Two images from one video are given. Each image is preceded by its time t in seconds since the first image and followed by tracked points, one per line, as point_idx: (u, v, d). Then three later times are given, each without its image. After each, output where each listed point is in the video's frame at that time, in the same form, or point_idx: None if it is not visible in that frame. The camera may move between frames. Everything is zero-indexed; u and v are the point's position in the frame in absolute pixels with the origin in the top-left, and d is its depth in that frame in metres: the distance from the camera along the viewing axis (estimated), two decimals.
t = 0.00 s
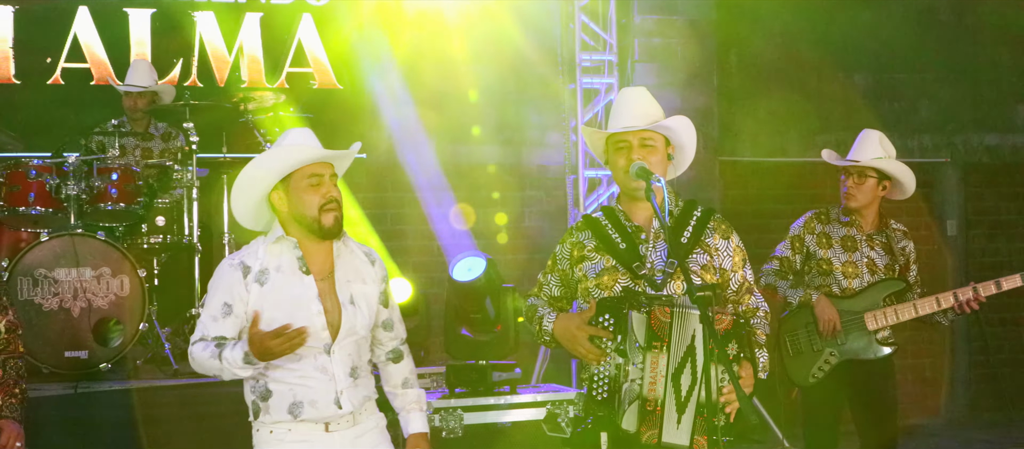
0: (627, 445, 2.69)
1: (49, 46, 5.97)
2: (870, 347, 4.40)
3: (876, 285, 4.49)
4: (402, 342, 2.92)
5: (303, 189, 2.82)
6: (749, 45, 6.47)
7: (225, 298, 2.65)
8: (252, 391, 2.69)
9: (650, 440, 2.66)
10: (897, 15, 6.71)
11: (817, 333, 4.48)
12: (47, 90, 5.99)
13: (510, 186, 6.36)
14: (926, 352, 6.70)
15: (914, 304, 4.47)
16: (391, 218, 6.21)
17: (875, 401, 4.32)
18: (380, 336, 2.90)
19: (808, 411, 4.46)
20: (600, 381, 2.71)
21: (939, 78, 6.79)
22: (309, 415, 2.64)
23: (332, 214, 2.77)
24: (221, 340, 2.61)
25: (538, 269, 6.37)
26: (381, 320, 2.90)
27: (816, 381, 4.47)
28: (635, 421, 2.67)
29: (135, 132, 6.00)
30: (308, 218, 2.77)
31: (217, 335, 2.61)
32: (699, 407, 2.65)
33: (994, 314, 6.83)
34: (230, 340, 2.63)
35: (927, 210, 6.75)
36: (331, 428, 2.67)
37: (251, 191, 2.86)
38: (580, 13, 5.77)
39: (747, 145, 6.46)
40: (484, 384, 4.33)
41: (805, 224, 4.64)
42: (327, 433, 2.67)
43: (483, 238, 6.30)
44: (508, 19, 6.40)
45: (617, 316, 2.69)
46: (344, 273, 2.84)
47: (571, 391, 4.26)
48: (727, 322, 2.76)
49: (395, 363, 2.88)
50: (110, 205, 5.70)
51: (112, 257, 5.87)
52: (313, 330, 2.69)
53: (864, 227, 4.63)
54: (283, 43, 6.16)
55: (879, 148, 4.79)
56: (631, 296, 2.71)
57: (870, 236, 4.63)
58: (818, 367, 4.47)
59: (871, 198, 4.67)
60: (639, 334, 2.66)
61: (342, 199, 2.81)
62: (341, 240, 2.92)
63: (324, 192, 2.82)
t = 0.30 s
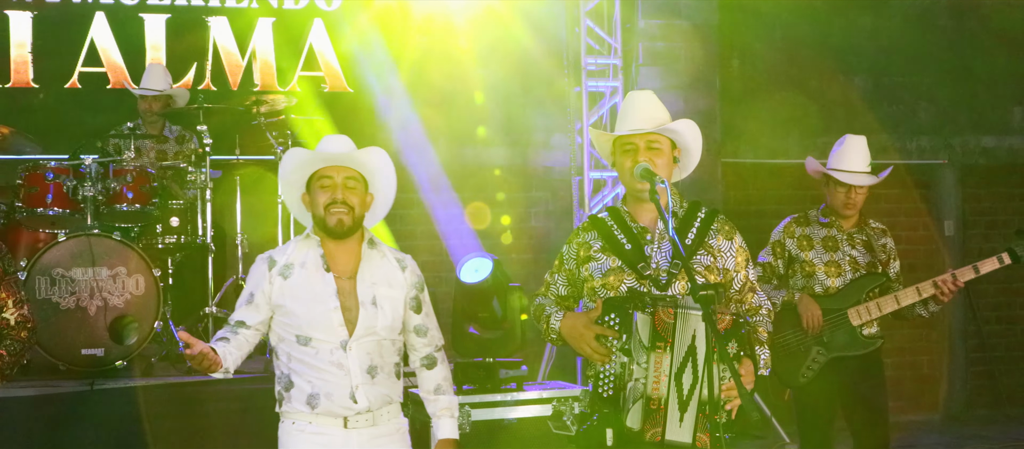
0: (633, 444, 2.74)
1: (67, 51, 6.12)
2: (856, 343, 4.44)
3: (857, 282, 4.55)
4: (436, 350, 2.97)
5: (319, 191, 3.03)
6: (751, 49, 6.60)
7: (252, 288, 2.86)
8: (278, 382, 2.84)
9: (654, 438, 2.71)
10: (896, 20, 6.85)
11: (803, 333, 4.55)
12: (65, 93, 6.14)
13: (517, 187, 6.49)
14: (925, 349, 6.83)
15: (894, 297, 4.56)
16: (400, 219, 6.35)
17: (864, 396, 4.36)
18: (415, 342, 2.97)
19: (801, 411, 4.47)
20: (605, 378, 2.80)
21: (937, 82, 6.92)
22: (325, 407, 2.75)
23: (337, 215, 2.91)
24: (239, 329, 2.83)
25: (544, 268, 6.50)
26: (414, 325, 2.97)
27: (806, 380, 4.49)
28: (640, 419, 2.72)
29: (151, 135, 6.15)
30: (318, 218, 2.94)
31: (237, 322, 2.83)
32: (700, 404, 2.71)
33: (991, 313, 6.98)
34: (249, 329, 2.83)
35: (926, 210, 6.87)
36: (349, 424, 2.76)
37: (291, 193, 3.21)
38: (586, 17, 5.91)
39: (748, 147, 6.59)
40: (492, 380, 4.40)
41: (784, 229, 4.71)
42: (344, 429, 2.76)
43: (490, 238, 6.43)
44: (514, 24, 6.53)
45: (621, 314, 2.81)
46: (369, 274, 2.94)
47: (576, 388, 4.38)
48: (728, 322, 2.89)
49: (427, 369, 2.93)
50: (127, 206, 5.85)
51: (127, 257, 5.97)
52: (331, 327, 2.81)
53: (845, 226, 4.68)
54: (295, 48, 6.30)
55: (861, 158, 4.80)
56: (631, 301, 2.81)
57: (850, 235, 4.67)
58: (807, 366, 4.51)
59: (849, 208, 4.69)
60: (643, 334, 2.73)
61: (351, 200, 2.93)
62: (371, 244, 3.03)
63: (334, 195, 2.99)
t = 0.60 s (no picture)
0: (636, 441, 2.87)
1: (81, 56, 6.24)
2: (848, 342, 4.40)
3: (846, 282, 4.50)
4: (461, 353, 3.07)
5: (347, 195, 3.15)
6: (752, 53, 6.70)
7: (288, 284, 3.01)
8: (308, 376, 2.98)
9: (657, 436, 2.81)
10: (895, 23, 6.95)
11: (794, 338, 4.48)
12: (79, 97, 6.26)
13: (523, 188, 6.61)
14: (923, 347, 6.96)
15: (883, 297, 4.51)
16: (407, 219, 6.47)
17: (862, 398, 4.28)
18: (440, 345, 3.07)
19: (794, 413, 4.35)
20: (610, 377, 2.93)
21: (936, 84, 7.01)
22: (350, 401, 2.88)
23: (360, 218, 3.02)
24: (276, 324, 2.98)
25: (550, 268, 6.63)
26: (440, 329, 3.08)
27: (801, 383, 4.37)
28: (643, 419, 2.83)
29: (163, 137, 6.25)
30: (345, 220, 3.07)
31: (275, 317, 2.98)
32: (701, 403, 2.79)
33: (988, 312, 7.08)
34: (286, 324, 2.98)
35: (924, 211, 6.97)
36: (374, 421, 2.88)
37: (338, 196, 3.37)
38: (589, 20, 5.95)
39: (750, 149, 6.70)
40: (499, 378, 4.47)
41: (769, 235, 4.63)
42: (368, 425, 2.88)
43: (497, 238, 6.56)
44: (520, 28, 6.65)
45: (626, 316, 2.88)
46: (397, 276, 3.05)
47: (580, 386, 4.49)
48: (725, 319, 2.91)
49: (452, 372, 3.04)
50: (140, 208, 6.03)
51: (141, 257, 6.08)
52: (359, 324, 2.94)
53: (829, 228, 4.62)
54: (304, 52, 6.42)
55: (854, 169, 4.67)
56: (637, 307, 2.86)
57: (836, 237, 4.63)
58: (801, 369, 4.40)
59: (836, 218, 4.59)
60: (646, 336, 2.83)
61: (374, 204, 3.03)
62: (400, 249, 3.14)
63: (356, 199, 3.09)
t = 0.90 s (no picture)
0: (638, 428, 2.95)
1: (93, 58, 6.30)
2: (849, 341, 4.43)
3: (844, 282, 4.56)
4: (476, 357, 3.12)
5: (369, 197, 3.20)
6: (757, 54, 6.76)
7: (310, 281, 3.07)
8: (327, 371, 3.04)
9: (659, 426, 2.88)
10: (899, 25, 7.00)
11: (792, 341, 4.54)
12: (92, 98, 6.32)
13: (530, 188, 6.67)
14: (928, 346, 7.00)
15: (880, 295, 4.58)
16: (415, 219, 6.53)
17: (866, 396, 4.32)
18: (455, 347, 3.12)
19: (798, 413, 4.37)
20: (616, 370, 2.97)
21: (939, 85, 7.06)
22: (365, 395, 2.95)
23: (381, 220, 3.07)
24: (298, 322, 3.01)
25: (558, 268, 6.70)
26: (454, 331, 3.13)
27: (802, 384, 4.39)
28: (646, 407, 2.91)
29: (173, 137, 6.27)
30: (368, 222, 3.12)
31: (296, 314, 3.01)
32: (704, 395, 2.84)
33: (992, 311, 7.13)
34: (306, 320, 3.01)
35: (928, 211, 7.02)
36: (388, 414, 2.94)
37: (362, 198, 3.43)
38: (595, 22, 6.05)
39: (755, 149, 6.76)
40: (506, 376, 4.52)
41: (764, 239, 4.69)
42: (384, 418, 2.94)
43: (504, 238, 6.62)
44: (528, 29, 6.70)
45: (636, 309, 2.95)
46: (415, 276, 3.11)
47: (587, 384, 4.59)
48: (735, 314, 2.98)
49: (466, 376, 3.08)
50: (152, 208, 6.07)
51: (152, 257, 6.15)
52: (377, 321, 3.00)
53: (822, 229, 4.67)
54: (313, 53, 6.45)
55: (844, 170, 4.65)
56: (650, 290, 2.95)
57: (830, 237, 4.69)
58: (802, 370, 4.43)
59: (828, 220, 4.63)
60: (655, 325, 2.91)
61: (394, 208, 3.08)
62: (420, 253, 3.18)
63: (378, 203, 3.15)
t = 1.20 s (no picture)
0: (645, 414, 3.13)
1: (113, 63, 6.46)
2: (849, 338, 4.57)
3: (841, 281, 4.70)
4: (482, 349, 3.28)
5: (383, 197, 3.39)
6: (761, 58, 6.89)
7: (326, 276, 3.21)
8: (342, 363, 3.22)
9: (665, 408, 3.05)
10: (900, 29, 7.12)
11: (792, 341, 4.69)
12: (111, 102, 6.48)
13: (538, 189, 6.82)
14: (928, 345, 7.14)
15: (878, 291, 4.72)
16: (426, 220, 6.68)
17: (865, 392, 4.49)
18: (464, 340, 3.30)
19: (799, 413, 4.47)
20: (622, 361, 3.09)
21: (939, 88, 7.18)
22: (381, 385, 3.11)
23: (392, 218, 3.24)
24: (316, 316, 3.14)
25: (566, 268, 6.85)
26: (462, 324, 3.30)
27: (807, 382, 4.52)
28: (653, 389, 3.04)
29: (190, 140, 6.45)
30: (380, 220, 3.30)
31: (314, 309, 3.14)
32: (709, 380, 3.04)
33: (991, 310, 7.26)
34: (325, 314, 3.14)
35: (928, 212, 7.16)
36: (402, 402, 3.11)
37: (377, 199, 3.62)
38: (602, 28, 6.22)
39: (759, 152, 6.89)
40: (515, 373, 4.73)
41: (762, 243, 4.81)
42: (399, 406, 3.11)
43: (514, 238, 6.78)
44: (535, 34, 6.84)
45: (640, 301, 3.08)
46: (426, 271, 3.28)
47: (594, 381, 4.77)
48: (743, 302, 3.13)
49: (474, 368, 3.24)
50: (170, 209, 6.24)
51: (170, 256, 6.33)
52: (388, 316, 3.17)
53: (817, 229, 4.81)
54: (326, 58, 6.60)
55: (833, 168, 4.78)
56: (655, 280, 3.11)
57: (827, 237, 4.82)
58: (806, 368, 4.55)
59: (823, 219, 4.78)
60: (664, 309, 3.04)
61: (406, 206, 3.26)
62: (429, 251, 3.36)
63: (391, 201, 3.33)
